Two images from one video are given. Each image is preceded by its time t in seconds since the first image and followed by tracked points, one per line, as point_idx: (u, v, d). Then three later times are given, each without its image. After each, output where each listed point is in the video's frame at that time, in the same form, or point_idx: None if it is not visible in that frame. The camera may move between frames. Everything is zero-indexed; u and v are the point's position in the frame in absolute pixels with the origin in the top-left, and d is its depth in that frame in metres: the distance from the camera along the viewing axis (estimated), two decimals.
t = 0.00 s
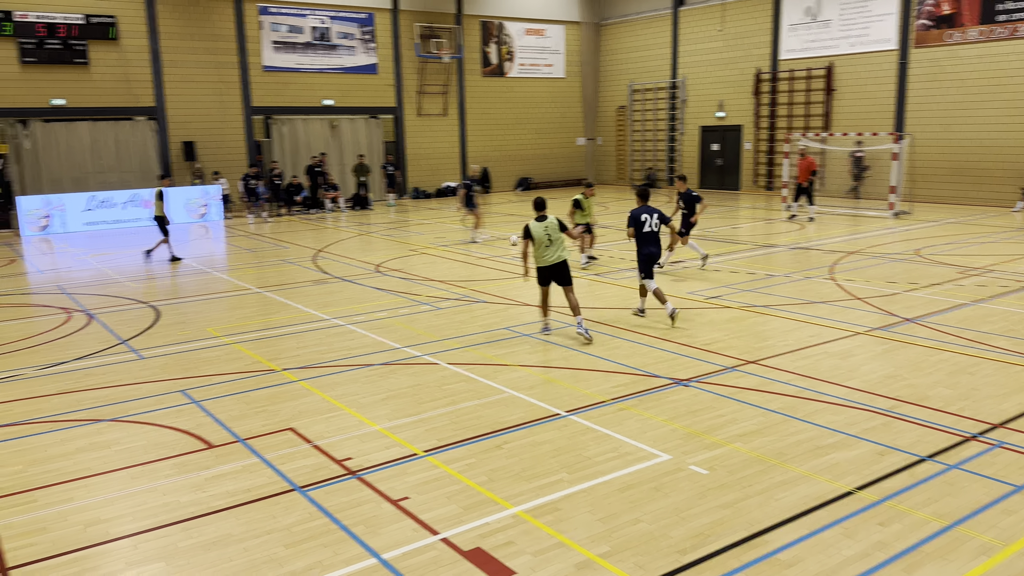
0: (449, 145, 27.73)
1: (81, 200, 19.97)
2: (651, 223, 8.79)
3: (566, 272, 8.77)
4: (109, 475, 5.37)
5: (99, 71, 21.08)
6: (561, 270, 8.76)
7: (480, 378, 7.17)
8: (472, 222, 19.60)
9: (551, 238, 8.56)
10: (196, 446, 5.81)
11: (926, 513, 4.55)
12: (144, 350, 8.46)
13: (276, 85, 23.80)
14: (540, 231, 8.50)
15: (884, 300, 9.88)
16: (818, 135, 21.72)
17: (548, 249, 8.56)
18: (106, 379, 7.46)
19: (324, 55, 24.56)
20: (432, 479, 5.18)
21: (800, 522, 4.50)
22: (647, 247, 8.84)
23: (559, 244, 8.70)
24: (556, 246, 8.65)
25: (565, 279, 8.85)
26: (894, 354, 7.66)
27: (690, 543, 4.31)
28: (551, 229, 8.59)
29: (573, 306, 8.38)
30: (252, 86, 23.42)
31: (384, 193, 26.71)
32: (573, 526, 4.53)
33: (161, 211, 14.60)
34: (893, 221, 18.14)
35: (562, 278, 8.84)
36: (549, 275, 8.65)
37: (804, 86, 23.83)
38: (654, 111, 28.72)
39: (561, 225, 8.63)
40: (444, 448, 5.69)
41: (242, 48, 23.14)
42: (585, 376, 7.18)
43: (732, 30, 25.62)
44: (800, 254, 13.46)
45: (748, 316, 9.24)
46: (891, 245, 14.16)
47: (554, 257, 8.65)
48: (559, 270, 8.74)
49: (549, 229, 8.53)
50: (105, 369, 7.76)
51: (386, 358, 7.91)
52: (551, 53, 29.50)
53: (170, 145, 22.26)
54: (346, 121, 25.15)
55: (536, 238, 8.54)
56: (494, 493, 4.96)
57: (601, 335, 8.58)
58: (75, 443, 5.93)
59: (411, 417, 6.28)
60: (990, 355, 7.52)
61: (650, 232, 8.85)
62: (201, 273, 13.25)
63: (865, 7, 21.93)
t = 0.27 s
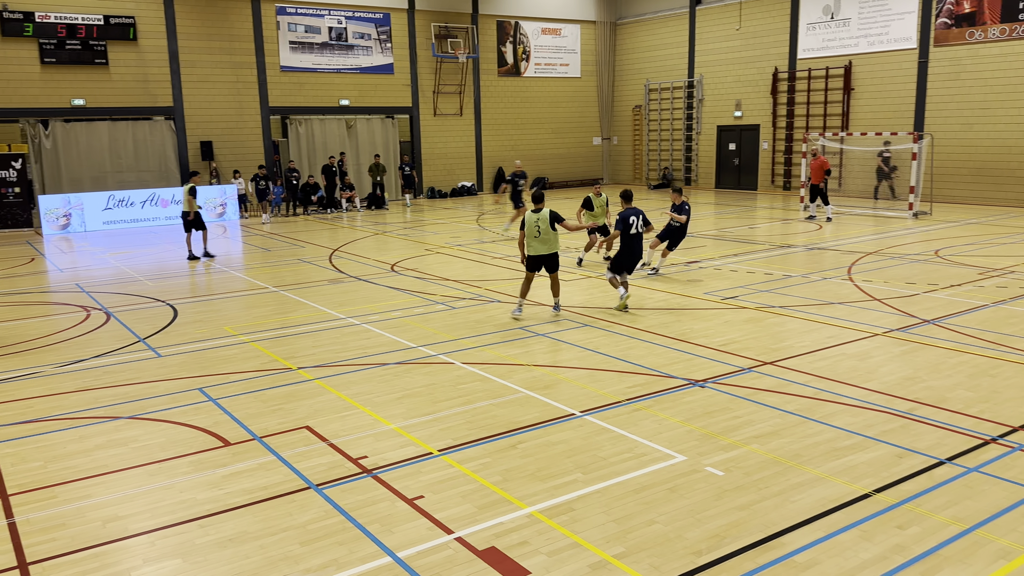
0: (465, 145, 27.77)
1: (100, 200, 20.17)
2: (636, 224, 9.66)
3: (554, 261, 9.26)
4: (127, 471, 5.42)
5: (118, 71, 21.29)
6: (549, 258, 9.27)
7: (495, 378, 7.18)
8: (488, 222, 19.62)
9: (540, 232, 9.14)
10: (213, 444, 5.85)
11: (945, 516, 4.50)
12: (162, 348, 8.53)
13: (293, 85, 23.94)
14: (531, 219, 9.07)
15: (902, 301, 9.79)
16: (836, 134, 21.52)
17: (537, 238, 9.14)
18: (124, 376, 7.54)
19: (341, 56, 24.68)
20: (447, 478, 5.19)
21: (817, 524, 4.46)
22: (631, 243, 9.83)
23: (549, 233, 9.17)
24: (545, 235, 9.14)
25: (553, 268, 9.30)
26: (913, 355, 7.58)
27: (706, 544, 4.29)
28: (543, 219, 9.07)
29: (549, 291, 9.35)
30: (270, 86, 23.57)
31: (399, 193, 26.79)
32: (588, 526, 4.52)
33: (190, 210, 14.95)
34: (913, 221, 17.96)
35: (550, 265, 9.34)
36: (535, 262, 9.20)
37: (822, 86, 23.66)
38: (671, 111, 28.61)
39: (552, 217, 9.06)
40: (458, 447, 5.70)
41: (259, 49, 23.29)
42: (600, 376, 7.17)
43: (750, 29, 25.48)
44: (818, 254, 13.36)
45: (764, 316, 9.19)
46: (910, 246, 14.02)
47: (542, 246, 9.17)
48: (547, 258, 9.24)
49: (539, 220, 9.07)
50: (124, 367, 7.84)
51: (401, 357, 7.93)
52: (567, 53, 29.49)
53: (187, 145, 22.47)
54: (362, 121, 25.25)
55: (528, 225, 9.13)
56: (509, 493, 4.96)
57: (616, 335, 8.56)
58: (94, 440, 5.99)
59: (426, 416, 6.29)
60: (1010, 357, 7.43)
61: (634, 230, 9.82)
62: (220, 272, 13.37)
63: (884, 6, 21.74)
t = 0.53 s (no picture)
0: (474, 145, 27.79)
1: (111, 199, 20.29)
2: (620, 211, 10.21)
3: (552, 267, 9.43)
4: (137, 470, 5.44)
5: (129, 71, 21.40)
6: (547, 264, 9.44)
7: (503, 378, 7.18)
8: (496, 222, 19.63)
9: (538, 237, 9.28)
10: (222, 443, 5.87)
11: (955, 518, 4.47)
12: (171, 347, 8.57)
13: (303, 85, 24.02)
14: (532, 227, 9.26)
15: (913, 302, 9.73)
16: (846, 134, 21.42)
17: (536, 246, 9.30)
18: (134, 375, 7.58)
19: (351, 56, 24.74)
20: (455, 477, 5.19)
21: (826, 526, 4.44)
22: (619, 230, 10.32)
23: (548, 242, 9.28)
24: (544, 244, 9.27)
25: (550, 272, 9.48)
26: (923, 357, 7.54)
27: (715, 546, 4.27)
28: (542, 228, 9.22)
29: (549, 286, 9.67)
30: (279, 86, 23.65)
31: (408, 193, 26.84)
32: (596, 527, 4.51)
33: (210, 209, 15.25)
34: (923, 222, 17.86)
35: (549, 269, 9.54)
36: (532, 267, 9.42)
37: (832, 86, 23.54)
38: (680, 111, 28.55)
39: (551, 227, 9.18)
40: (467, 447, 5.70)
41: (269, 49, 23.37)
42: (608, 376, 7.16)
43: (760, 29, 25.40)
44: (828, 254, 13.31)
45: (773, 317, 9.16)
46: (920, 246, 13.95)
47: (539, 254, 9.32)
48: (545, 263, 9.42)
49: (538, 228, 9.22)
50: (134, 366, 7.88)
51: (410, 356, 7.94)
52: (576, 53, 29.47)
53: (197, 145, 22.58)
54: (371, 121, 25.30)
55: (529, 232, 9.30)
56: (517, 493, 4.96)
57: (624, 335, 8.55)
58: (104, 439, 6.02)
59: (434, 416, 6.30)
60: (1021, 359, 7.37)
61: (623, 217, 10.31)
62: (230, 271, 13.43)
63: (895, 5, 21.63)
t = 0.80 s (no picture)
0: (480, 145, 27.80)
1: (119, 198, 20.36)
2: (605, 210, 10.38)
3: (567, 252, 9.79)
4: (144, 468, 5.46)
5: (137, 71, 21.48)
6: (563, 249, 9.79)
7: (509, 378, 7.18)
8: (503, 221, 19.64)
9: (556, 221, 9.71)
10: (229, 441, 5.89)
11: (963, 519, 4.45)
12: (179, 346, 8.60)
13: (310, 85, 24.06)
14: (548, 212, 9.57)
15: (921, 302, 9.70)
16: (853, 134, 21.37)
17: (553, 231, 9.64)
18: (142, 373, 7.61)
19: (358, 55, 24.78)
20: (461, 477, 5.20)
21: (833, 527, 4.43)
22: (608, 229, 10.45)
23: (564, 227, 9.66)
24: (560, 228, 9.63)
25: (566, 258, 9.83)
26: (931, 357, 7.51)
27: (721, 546, 4.26)
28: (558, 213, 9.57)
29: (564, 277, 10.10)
30: (287, 85, 23.70)
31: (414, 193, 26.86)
32: (602, 527, 4.51)
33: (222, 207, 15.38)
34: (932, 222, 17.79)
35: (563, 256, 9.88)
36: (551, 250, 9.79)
37: (840, 85, 23.46)
38: (687, 111, 28.51)
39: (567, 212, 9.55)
40: (473, 446, 5.70)
41: (276, 48, 23.42)
42: (614, 376, 7.16)
43: (767, 29, 25.35)
44: (835, 255, 13.27)
45: (780, 317, 9.15)
46: (929, 246, 13.90)
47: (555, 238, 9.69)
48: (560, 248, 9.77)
49: (554, 213, 9.55)
50: (142, 364, 7.91)
51: (416, 356, 7.95)
52: (582, 52, 29.45)
53: (205, 144, 22.65)
54: (378, 121, 25.32)
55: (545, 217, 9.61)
56: (523, 493, 4.96)
57: (631, 335, 8.55)
58: (112, 437, 6.05)
59: (440, 415, 6.31)
60: None
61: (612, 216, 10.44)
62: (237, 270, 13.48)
63: (903, 5, 21.56)
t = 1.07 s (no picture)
0: (482, 144, 27.81)
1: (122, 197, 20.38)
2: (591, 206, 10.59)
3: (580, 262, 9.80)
4: (146, 467, 5.47)
5: (140, 70, 21.50)
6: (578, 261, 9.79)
7: (510, 377, 7.19)
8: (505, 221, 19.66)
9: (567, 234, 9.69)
10: (232, 440, 5.90)
11: (964, 520, 4.45)
12: (181, 345, 8.60)
13: (311, 84, 24.07)
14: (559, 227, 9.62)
15: (923, 302, 9.70)
16: (855, 134, 21.36)
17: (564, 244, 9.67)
18: (144, 373, 7.62)
19: (360, 55, 24.78)
20: (463, 477, 5.20)
21: (834, 527, 4.43)
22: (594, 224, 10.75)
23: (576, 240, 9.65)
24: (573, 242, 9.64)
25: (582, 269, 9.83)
26: (932, 357, 7.51)
27: (722, 546, 4.27)
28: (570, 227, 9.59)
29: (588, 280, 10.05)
30: (289, 85, 23.72)
31: (417, 192, 26.86)
32: (604, 527, 4.51)
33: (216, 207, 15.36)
34: (933, 223, 17.79)
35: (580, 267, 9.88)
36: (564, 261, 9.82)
37: (842, 86, 23.45)
38: (689, 111, 28.51)
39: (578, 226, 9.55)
40: (475, 446, 5.71)
41: (279, 48, 23.43)
42: (616, 376, 7.16)
43: (769, 29, 25.34)
44: (837, 255, 13.27)
45: (781, 317, 9.15)
46: (930, 246, 13.90)
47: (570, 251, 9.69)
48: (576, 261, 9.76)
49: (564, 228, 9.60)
50: (144, 364, 7.92)
51: (418, 355, 7.96)
52: (584, 52, 29.45)
53: (207, 144, 22.67)
54: (380, 120, 25.33)
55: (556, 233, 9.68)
56: (524, 492, 4.96)
57: (632, 335, 8.55)
58: (114, 436, 6.05)
59: (442, 415, 6.32)
60: None
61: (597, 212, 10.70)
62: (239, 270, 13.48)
63: (905, 5, 21.54)
